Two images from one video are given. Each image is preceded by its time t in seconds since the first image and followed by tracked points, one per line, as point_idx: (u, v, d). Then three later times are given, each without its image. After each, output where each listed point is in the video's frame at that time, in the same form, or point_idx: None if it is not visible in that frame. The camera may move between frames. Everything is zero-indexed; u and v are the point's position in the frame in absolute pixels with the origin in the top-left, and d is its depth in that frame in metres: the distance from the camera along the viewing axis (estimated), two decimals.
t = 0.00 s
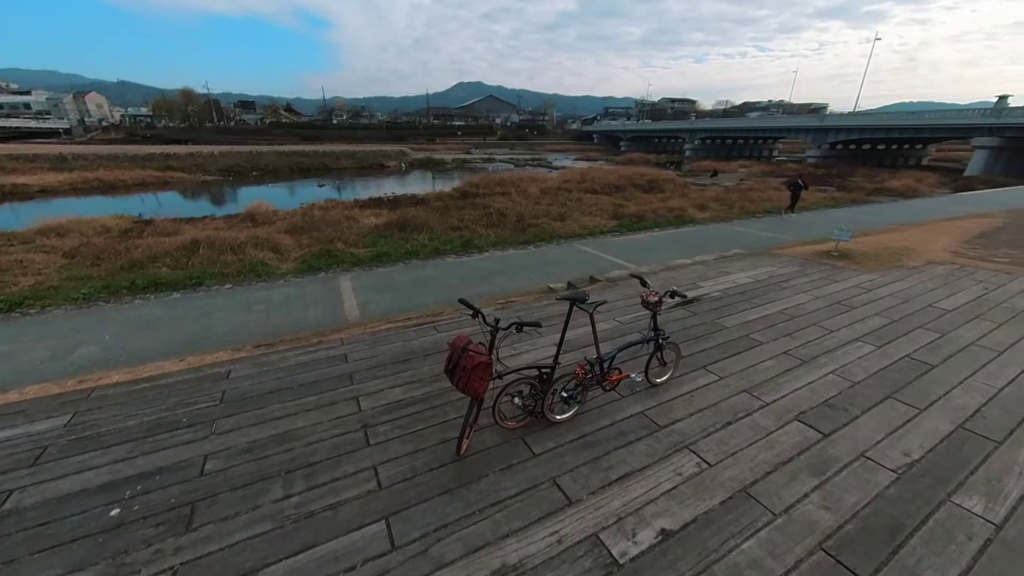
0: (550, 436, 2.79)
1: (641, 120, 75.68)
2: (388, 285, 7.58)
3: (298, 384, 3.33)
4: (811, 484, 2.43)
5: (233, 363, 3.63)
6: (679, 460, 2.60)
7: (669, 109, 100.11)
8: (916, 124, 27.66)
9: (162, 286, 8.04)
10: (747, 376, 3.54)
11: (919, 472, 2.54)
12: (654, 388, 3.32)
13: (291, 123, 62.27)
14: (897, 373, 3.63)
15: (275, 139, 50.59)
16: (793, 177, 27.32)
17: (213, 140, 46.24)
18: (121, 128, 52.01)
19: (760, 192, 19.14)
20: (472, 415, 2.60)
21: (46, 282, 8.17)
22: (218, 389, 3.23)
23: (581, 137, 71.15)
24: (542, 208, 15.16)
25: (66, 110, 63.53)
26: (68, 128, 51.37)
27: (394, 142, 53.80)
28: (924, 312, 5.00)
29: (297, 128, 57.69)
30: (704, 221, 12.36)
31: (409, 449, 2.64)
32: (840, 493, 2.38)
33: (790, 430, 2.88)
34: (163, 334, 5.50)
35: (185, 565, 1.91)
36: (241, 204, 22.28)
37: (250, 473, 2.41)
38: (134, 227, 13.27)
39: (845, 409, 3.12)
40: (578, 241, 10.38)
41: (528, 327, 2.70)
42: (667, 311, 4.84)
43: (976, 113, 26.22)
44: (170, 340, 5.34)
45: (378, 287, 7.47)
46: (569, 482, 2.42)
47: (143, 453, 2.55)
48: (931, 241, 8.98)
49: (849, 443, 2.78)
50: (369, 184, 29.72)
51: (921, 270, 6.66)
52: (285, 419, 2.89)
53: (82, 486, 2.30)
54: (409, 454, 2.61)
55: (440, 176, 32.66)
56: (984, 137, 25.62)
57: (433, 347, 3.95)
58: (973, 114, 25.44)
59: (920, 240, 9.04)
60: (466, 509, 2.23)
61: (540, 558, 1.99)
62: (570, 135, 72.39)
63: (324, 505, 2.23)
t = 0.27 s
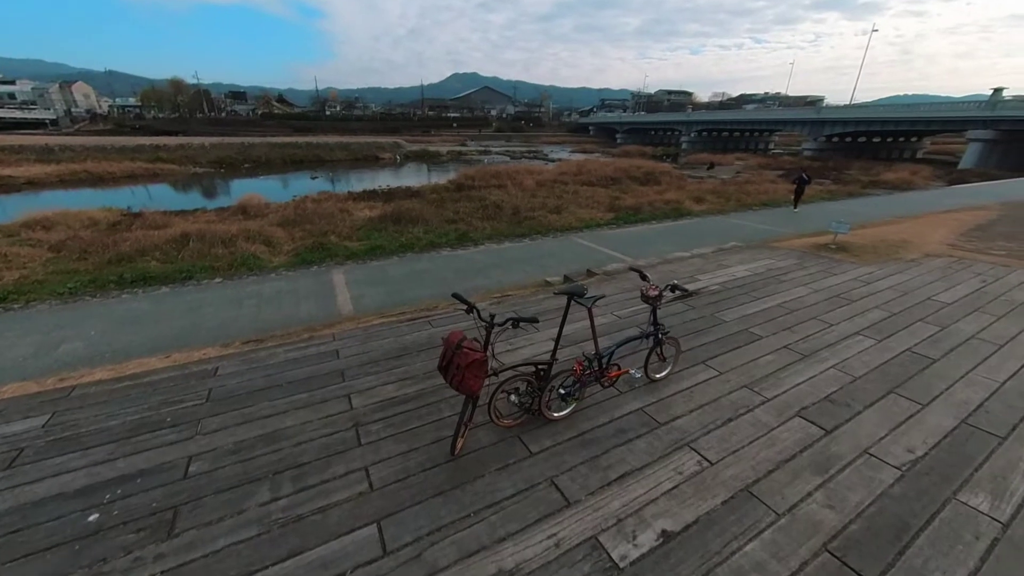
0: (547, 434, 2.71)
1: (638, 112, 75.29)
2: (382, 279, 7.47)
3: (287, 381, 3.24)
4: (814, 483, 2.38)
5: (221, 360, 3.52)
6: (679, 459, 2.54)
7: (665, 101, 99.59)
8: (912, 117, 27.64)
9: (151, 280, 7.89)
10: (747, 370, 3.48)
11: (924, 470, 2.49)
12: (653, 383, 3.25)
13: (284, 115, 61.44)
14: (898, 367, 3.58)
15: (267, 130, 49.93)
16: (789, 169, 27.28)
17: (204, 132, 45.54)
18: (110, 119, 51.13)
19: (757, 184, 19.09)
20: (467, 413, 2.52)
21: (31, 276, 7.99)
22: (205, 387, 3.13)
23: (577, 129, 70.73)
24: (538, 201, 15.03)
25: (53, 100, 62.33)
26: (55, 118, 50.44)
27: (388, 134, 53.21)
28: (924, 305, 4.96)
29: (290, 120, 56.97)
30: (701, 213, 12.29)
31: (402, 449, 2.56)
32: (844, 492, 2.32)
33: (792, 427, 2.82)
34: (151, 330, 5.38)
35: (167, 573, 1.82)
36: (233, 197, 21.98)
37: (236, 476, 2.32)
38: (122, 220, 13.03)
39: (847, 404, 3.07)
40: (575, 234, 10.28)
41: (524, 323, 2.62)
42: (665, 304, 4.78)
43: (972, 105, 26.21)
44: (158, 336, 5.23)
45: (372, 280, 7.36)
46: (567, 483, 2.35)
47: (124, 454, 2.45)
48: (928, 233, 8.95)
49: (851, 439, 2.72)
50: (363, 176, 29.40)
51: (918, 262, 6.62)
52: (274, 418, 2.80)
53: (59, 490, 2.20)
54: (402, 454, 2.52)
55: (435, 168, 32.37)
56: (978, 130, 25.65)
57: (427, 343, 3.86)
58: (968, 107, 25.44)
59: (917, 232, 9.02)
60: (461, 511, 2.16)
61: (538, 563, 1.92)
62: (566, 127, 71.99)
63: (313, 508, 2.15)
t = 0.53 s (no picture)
0: (543, 431, 2.64)
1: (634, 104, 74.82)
2: (376, 271, 7.35)
3: (276, 378, 3.14)
4: (817, 480, 2.32)
5: (208, 357, 3.42)
6: (679, 456, 2.48)
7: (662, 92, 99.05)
8: (908, 109, 27.61)
9: (139, 273, 7.73)
10: (747, 365, 3.42)
11: (928, 465, 2.44)
12: (652, 378, 3.18)
13: (276, 105, 60.52)
14: (898, 360, 3.53)
15: (259, 121, 49.22)
16: (785, 161, 27.24)
17: (194, 122, 44.81)
18: (97, 110, 50.16)
19: (753, 177, 19.04)
20: (461, 411, 2.44)
21: (15, 269, 7.81)
22: (190, 384, 3.03)
23: (573, 121, 70.28)
24: (533, 193, 14.90)
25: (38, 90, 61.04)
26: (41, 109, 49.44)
27: (382, 125, 52.62)
28: (922, 297, 4.92)
29: (282, 110, 56.16)
30: (697, 205, 12.22)
31: (394, 447, 2.48)
32: (847, 489, 2.27)
33: (794, 422, 2.77)
34: (138, 325, 5.26)
35: None
36: (224, 189, 21.66)
37: (221, 477, 2.23)
38: (110, 213, 12.77)
39: (848, 398, 3.02)
40: (571, 226, 10.18)
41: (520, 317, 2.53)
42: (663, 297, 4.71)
43: (967, 97, 26.21)
44: (144, 331, 5.10)
45: (366, 273, 7.24)
46: (564, 482, 2.28)
47: (104, 455, 2.36)
48: (925, 225, 8.93)
49: (854, 434, 2.67)
50: (356, 168, 29.05)
51: (916, 254, 6.59)
52: (262, 417, 2.71)
53: (34, 494, 2.11)
54: (394, 453, 2.45)
55: (430, 160, 32.05)
56: (973, 122, 25.69)
57: (421, 337, 3.77)
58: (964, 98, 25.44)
59: (913, 224, 8.99)
60: (455, 512, 2.08)
61: (534, 566, 1.85)
62: (562, 119, 71.49)
63: (301, 511, 2.07)
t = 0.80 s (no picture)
0: (539, 428, 2.57)
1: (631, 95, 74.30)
2: (369, 264, 7.23)
3: (264, 374, 3.04)
4: (819, 477, 2.27)
5: (193, 352, 3.31)
6: (679, 453, 2.41)
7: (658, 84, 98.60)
8: (904, 100, 27.56)
9: (126, 266, 7.56)
10: (746, 358, 3.36)
11: (932, 460, 2.38)
12: (650, 373, 3.11)
13: (268, 95, 59.59)
14: (899, 353, 3.48)
15: (250, 111, 48.45)
16: (781, 153, 27.19)
17: (183, 113, 44.04)
18: (84, 99, 49.16)
19: (749, 168, 18.97)
20: (454, 408, 2.36)
21: None
22: (174, 381, 2.93)
23: (568, 112, 69.79)
24: (529, 184, 14.75)
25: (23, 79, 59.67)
26: (26, 98, 48.36)
27: (376, 116, 51.99)
28: (921, 289, 4.87)
29: (273, 101, 55.32)
30: (694, 197, 12.14)
31: (385, 446, 2.40)
32: (851, 486, 2.21)
33: (795, 417, 2.71)
34: (123, 319, 5.13)
35: None
36: (215, 180, 21.32)
37: (203, 479, 2.14)
38: (97, 204, 12.51)
39: (849, 392, 2.96)
40: (567, 218, 10.07)
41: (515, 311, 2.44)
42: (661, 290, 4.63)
43: (963, 89, 26.18)
44: (130, 325, 4.97)
45: (358, 266, 7.13)
46: (561, 481, 2.21)
47: (81, 455, 2.26)
48: (921, 217, 8.90)
49: (856, 429, 2.61)
50: (350, 159, 28.70)
51: (914, 246, 6.55)
52: (248, 415, 2.62)
53: (6, 497, 2.01)
54: (385, 452, 2.36)
55: (425, 151, 31.72)
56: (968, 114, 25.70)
57: (414, 331, 3.68)
58: (959, 90, 25.42)
59: (910, 216, 8.96)
60: (448, 514, 2.01)
61: (530, 570, 1.78)
62: (557, 110, 70.95)
63: (287, 513, 1.99)
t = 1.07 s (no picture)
0: (534, 427, 2.49)
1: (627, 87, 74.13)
2: (362, 257, 7.12)
3: (249, 371, 2.94)
4: (821, 476, 2.21)
5: (176, 349, 3.20)
6: (677, 451, 2.34)
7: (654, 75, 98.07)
8: (900, 93, 27.50)
9: (112, 260, 7.40)
10: (745, 353, 3.29)
11: (935, 457, 2.33)
12: (647, 368, 3.04)
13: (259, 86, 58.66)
14: (899, 347, 3.42)
15: (241, 102, 47.66)
16: (777, 145, 27.09)
17: (173, 103, 43.27)
18: (71, 90, 48.16)
19: (746, 160, 18.91)
20: (446, 407, 2.27)
21: None
22: (155, 379, 2.82)
23: (565, 104, 69.27)
24: (525, 176, 14.60)
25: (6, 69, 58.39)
26: (10, 89, 47.33)
27: (370, 107, 51.33)
28: (920, 281, 4.83)
29: (265, 91, 54.47)
30: (691, 189, 12.05)
31: (374, 447, 2.31)
32: (853, 485, 2.16)
33: (795, 413, 2.64)
34: (108, 315, 5.00)
35: None
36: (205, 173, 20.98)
37: (184, 483, 2.06)
38: (83, 197, 12.25)
39: (849, 388, 2.90)
40: (563, 210, 9.97)
41: (508, 306, 2.35)
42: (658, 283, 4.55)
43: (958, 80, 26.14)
44: (115, 321, 4.85)
45: (351, 259, 7.00)
46: (556, 481, 2.14)
47: (55, 459, 2.16)
48: (918, 209, 8.86)
49: (858, 425, 2.55)
50: (344, 151, 28.36)
51: (911, 238, 6.50)
52: (232, 414, 2.53)
53: None
54: (374, 452, 2.28)
55: (420, 143, 31.36)
56: (963, 106, 25.70)
57: (406, 327, 3.59)
58: (955, 82, 25.39)
59: (907, 208, 8.92)
60: (438, 518, 1.93)
61: None
62: (553, 101, 70.38)
63: (271, 518, 1.90)
